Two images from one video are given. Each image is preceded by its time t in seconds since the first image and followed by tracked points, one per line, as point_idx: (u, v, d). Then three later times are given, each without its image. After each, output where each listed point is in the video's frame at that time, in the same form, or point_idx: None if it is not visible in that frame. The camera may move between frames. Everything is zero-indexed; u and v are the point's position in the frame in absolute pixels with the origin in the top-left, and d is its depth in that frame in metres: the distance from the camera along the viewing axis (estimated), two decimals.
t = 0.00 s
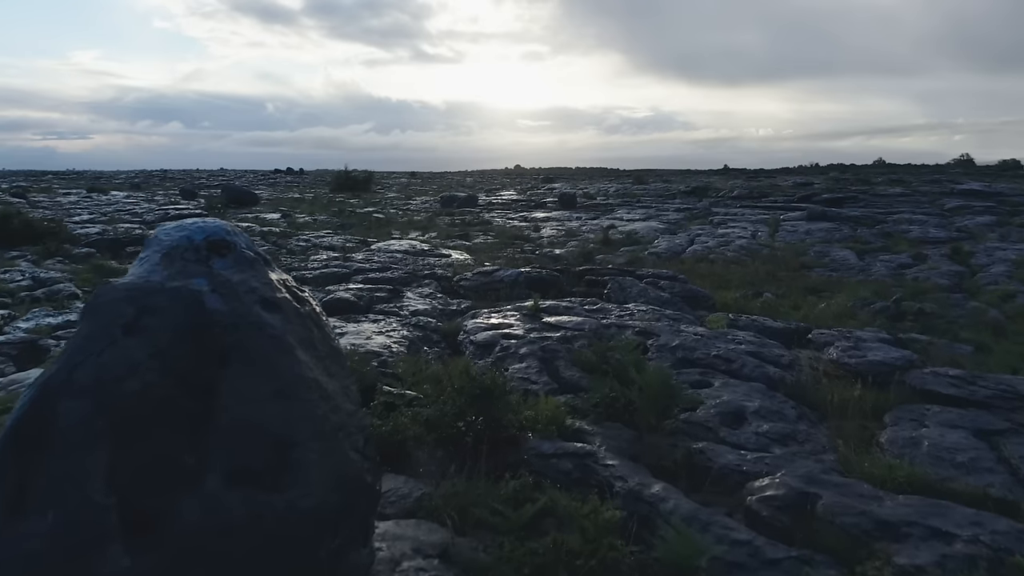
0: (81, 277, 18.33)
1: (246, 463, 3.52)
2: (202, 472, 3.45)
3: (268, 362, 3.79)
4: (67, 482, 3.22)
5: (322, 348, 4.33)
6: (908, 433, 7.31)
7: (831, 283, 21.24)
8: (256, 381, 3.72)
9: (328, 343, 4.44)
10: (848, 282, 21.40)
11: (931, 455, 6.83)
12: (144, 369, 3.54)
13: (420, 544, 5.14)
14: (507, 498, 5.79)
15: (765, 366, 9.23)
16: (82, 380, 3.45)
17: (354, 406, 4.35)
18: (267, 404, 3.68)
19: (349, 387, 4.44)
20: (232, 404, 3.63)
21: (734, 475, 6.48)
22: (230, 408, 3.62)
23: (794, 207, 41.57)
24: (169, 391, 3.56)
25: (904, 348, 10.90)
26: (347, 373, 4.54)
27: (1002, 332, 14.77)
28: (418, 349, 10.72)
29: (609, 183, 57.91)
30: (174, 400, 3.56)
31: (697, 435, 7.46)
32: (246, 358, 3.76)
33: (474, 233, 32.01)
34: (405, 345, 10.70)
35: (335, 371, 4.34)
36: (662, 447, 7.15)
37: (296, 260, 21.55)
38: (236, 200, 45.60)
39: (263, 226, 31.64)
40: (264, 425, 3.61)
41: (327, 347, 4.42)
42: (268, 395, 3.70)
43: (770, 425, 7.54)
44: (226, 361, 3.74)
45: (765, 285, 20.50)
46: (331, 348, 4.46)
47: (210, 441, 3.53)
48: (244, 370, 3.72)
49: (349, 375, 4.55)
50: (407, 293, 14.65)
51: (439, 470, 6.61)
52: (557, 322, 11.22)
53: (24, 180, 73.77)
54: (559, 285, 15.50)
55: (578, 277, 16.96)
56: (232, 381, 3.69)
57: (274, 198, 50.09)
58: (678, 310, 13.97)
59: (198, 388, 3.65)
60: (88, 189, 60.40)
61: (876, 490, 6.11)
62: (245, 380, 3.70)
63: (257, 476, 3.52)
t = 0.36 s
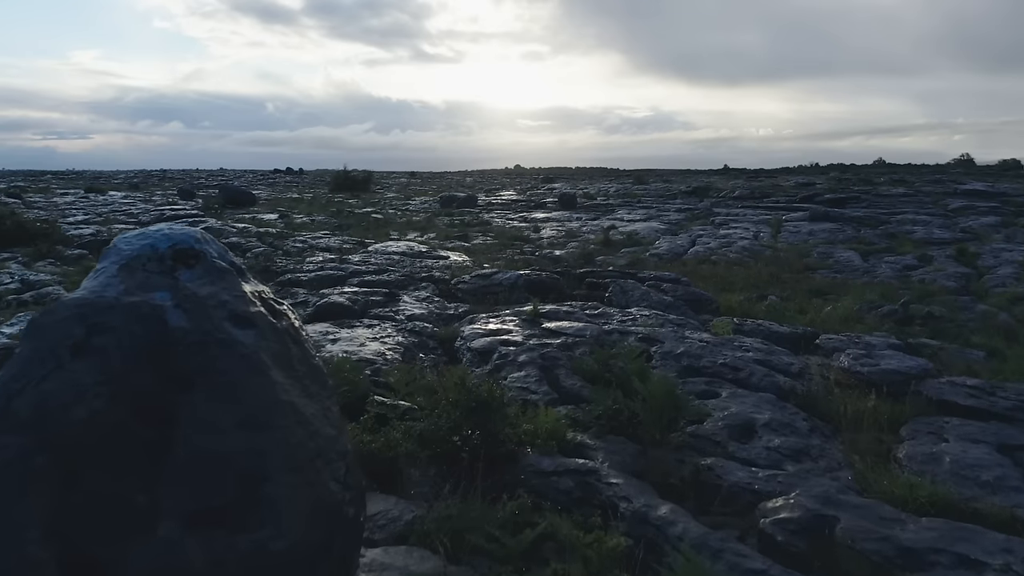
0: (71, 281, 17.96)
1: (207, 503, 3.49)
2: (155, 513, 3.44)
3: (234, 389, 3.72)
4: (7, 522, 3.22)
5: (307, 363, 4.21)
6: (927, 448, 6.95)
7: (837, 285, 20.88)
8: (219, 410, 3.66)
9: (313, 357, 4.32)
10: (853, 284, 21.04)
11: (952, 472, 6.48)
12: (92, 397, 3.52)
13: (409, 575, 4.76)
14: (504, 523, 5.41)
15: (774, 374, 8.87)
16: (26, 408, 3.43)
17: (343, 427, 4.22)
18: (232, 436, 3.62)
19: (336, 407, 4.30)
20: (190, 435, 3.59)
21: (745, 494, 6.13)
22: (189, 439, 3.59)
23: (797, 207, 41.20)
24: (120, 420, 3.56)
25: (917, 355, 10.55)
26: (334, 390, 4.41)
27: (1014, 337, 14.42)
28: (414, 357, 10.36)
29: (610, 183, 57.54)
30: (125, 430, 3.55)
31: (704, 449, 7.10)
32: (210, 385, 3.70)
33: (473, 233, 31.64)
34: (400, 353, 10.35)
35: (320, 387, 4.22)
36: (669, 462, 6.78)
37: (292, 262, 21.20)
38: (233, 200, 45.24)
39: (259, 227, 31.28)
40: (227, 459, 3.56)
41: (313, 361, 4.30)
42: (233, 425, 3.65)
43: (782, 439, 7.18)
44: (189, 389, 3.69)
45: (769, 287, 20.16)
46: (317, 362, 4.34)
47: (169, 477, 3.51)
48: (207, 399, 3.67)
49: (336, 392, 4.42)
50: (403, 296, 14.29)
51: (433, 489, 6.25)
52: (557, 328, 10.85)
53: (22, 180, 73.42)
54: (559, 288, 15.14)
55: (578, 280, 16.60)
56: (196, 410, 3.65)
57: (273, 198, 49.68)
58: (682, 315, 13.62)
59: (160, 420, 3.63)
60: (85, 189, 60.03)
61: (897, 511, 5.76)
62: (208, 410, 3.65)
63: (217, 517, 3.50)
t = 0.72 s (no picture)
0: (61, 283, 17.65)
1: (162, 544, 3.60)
2: (102, 559, 3.54)
3: (195, 425, 3.85)
4: None
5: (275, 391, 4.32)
6: (951, 466, 6.59)
7: (843, 287, 20.51)
8: (179, 446, 3.78)
9: (284, 383, 4.42)
10: (859, 287, 20.67)
11: (978, 491, 6.12)
12: (36, 434, 3.66)
13: None
14: (501, 552, 5.09)
15: (785, 383, 8.49)
16: None
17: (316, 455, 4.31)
18: (191, 472, 3.74)
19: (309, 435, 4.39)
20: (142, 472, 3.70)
21: (759, 515, 5.78)
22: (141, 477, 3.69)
23: (799, 207, 40.81)
24: (68, 457, 3.68)
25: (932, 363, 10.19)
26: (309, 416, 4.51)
27: None
28: (409, 364, 9.98)
29: (611, 183, 57.12)
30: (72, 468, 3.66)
31: (713, 463, 6.74)
32: (171, 421, 3.83)
33: (473, 234, 31.27)
34: (395, 360, 9.97)
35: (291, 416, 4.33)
36: (677, 479, 6.39)
37: (287, 263, 20.79)
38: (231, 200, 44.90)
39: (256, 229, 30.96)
40: (186, 497, 3.67)
41: (284, 388, 4.40)
42: (193, 461, 3.76)
43: (796, 453, 6.82)
44: (148, 426, 3.81)
45: (774, 290, 19.78)
46: (288, 387, 4.45)
47: (123, 513, 3.63)
48: (167, 436, 3.79)
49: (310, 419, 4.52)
50: (399, 300, 13.92)
51: (427, 509, 5.89)
52: (558, 333, 10.47)
53: (20, 180, 73.08)
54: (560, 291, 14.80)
55: (579, 282, 16.23)
56: (155, 447, 3.76)
57: (271, 198, 49.25)
58: (686, 319, 13.23)
59: (117, 458, 3.75)
60: (83, 189, 59.66)
61: (922, 536, 5.41)
62: (167, 446, 3.77)
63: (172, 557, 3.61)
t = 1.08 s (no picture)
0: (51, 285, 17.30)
1: None
2: None
3: (154, 460, 3.58)
4: None
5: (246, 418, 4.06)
6: (979, 484, 6.22)
7: (849, 289, 20.17)
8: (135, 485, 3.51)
9: (256, 410, 4.18)
10: (866, 289, 20.32)
11: (1010, 512, 5.75)
12: None
13: None
14: None
15: (799, 393, 8.09)
16: None
17: (292, 489, 4.07)
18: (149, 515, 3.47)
19: (285, 466, 4.14)
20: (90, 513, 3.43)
21: (777, 539, 5.40)
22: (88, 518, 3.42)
23: (801, 208, 40.47)
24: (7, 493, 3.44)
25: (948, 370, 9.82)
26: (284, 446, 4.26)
27: None
28: (406, 373, 9.58)
29: (611, 183, 56.79)
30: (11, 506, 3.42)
31: (726, 479, 6.35)
32: (127, 455, 3.57)
33: (472, 235, 30.93)
34: (391, 367, 9.56)
35: (265, 445, 4.09)
36: (689, 498, 6.00)
37: (282, 265, 20.40)
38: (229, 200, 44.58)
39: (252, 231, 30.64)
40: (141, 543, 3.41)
41: (256, 414, 4.16)
42: (150, 503, 3.50)
43: (813, 470, 6.44)
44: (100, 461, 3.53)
45: (779, 292, 19.43)
46: (261, 413, 4.21)
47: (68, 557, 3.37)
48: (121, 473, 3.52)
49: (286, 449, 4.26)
50: (396, 303, 13.53)
51: (423, 534, 5.51)
52: (560, 340, 10.07)
53: (18, 180, 72.82)
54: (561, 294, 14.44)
55: (580, 285, 15.87)
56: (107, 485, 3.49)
57: (269, 198, 48.91)
58: (691, 324, 12.83)
59: (66, 493, 3.48)
60: (81, 189, 59.35)
61: (954, 563, 5.04)
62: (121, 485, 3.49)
63: None
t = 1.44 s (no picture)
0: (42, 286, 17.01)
1: None
2: None
3: (104, 498, 3.56)
4: None
5: (211, 450, 4.02)
6: (1006, 506, 5.89)
7: (854, 291, 19.82)
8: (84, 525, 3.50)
9: (224, 439, 4.14)
10: (871, 291, 19.97)
11: None
12: None
13: None
14: None
15: (812, 403, 7.74)
16: None
17: (265, 531, 4.13)
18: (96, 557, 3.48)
19: (254, 504, 4.14)
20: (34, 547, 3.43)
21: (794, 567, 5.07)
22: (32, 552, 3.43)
23: (804, 208, 40.11)
24: None
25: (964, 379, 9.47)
26: (253, 480, 4.24)
27: None
28: (401, 381, 9.23)
29: (611, 183, 56.42)
30: None
31: (738, 497, 6.00)
32: (79, 490, 3.53)
33: (472, 235, 30.59)
34: (386, 375, 9.20)
35: (232, 481, 4.07)
36: (699, 520, 5.65)
37: (278, 267, 20.04)
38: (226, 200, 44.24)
39: (249, 231, 30.31)
40: None
41: (224, 445, 4.12)
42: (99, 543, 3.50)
43: (831, 487, 6.10)
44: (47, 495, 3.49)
45: (783, 294, 19.10)
46: (230, 442, 4.17)
47: None
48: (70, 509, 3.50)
49: (256, 484, 4.24)
50: (392, 306, 13.17)
51: (417, 560, 5.20)
52: (562, 346, 9.71)
53: (17, 180, 72.62)
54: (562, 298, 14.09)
55: (582, 287, 15.52)
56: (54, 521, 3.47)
57: (268, 198, 48.55)
58: (696, 328, 12.48)
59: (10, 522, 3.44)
60: (78, 189, 59.06)
61: None
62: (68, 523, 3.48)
63: None
